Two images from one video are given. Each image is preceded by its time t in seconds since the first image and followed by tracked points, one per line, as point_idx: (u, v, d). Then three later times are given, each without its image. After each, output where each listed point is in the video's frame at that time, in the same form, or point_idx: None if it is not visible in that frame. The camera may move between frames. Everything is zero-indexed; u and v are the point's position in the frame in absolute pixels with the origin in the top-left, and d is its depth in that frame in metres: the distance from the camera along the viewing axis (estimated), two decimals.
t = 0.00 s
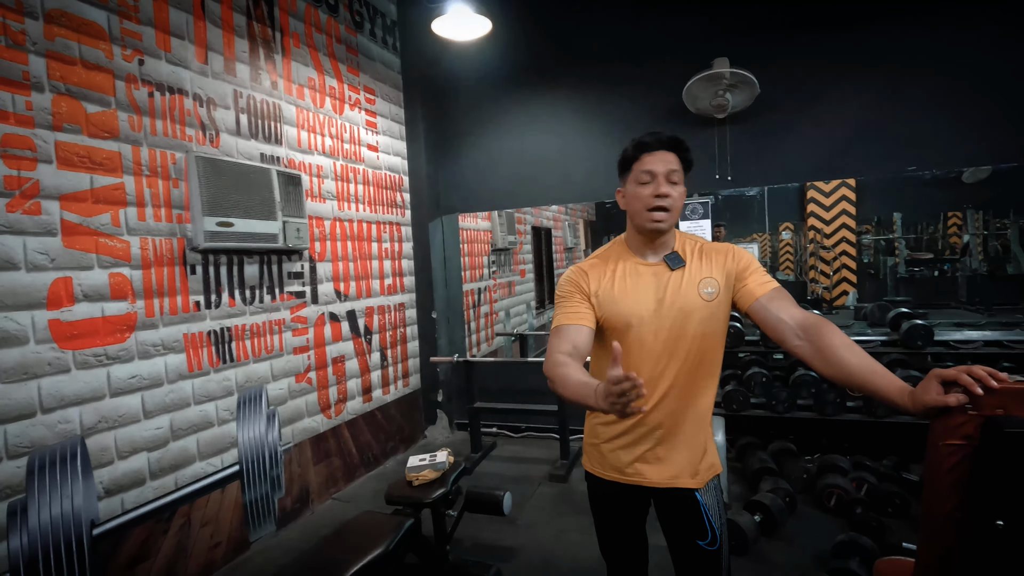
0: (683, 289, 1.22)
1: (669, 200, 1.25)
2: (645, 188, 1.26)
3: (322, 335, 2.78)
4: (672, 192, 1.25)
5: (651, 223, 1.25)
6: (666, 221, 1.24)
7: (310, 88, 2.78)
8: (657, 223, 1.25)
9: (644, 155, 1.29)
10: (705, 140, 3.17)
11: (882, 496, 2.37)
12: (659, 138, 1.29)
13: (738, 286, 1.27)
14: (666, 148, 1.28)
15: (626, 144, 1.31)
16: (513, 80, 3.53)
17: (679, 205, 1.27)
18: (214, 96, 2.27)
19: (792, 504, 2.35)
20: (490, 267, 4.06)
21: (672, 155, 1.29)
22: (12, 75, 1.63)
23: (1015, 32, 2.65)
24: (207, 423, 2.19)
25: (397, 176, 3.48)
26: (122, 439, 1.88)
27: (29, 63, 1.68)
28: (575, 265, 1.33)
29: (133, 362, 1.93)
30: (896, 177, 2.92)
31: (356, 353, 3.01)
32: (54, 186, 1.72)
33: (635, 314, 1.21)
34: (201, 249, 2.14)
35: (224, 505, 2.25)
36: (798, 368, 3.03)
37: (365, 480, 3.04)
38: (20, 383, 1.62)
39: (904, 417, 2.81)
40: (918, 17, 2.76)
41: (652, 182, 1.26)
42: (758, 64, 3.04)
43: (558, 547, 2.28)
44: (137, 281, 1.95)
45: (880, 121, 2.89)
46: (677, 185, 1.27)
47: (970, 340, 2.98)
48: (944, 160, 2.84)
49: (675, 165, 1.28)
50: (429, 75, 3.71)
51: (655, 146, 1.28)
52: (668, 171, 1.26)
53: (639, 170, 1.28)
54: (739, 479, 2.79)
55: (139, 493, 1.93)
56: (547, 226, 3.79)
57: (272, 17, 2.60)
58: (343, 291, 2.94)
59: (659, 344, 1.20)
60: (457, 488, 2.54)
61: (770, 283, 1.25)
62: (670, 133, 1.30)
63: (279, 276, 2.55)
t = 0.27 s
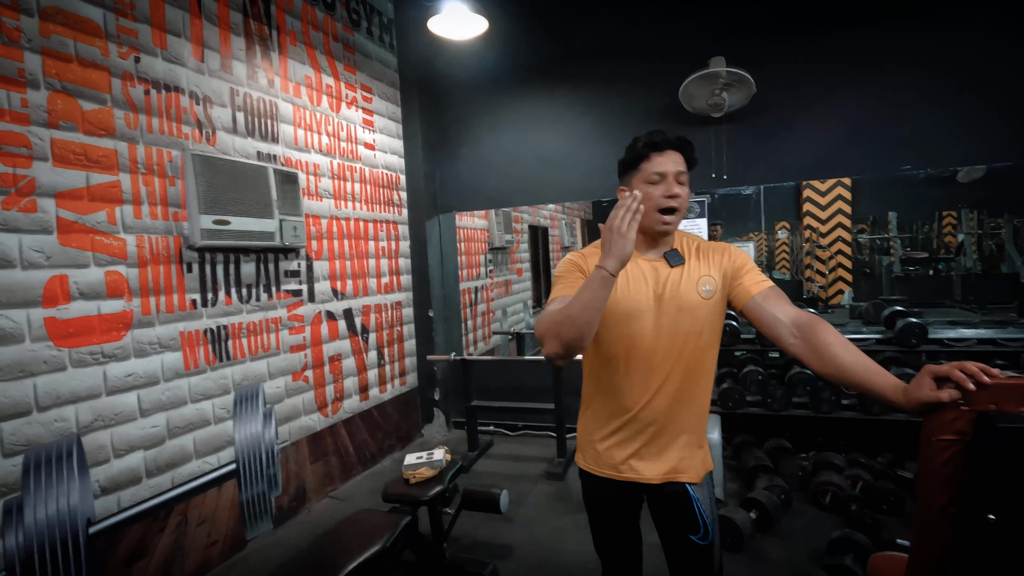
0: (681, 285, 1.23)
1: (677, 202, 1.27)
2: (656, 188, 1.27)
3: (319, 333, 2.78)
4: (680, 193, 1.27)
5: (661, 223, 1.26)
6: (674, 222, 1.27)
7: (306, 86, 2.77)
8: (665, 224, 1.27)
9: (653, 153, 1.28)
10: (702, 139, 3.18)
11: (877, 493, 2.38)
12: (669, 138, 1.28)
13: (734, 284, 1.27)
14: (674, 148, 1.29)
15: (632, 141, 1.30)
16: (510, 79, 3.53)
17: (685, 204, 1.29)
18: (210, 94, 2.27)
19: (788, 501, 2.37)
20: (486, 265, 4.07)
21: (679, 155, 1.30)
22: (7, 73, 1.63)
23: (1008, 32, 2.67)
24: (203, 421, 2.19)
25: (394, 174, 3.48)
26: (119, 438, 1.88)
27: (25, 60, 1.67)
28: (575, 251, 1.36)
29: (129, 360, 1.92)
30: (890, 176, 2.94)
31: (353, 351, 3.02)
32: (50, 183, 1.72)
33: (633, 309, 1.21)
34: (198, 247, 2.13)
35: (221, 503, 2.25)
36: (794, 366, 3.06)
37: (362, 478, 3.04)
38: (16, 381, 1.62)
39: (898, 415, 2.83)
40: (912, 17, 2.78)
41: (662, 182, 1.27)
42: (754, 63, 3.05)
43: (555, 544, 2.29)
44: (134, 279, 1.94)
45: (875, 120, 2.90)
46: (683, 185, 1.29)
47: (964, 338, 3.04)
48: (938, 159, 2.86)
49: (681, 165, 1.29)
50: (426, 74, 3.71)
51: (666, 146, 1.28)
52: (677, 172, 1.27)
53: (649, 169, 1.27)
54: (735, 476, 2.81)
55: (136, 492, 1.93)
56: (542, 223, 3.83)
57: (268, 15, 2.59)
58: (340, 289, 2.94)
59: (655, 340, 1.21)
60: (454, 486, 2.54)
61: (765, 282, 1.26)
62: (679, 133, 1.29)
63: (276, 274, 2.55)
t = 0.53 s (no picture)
0: (672, 283, 1.23)
1: (636, 194, 1.25)
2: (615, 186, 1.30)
3: (314, 333, 2.78)
4: (639, 187, 1.26)
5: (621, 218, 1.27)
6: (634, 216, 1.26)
7: (301, 85, 2.77)
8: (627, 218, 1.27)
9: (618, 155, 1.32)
10: (696, 138, 3.19)
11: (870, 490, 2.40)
12: (631, 137, 1.31)
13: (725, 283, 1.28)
14: (638, 145, 1.30)
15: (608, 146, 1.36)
16: (505, 78, 3.53)
17: (650, 199, 1.27)
18: (203, 93, 2.26)
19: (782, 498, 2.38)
20: (483, 264, 4.17)
21: (644, 151, 1.29)
22: None
23: (1000, 32, 2.68)
24: (198, 421, 2.18)
25: (389, 174, 3.47)
26: (113, 438, 1.87)
27: (16, 58, 1.66)
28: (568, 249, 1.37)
29: (123, 360, 1.92)
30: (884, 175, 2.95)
31: (348, 351, 3.01)
32: (42, 183, 1.71)
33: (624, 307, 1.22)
34: (192, 247, 2.13)
35: (216, 504, 2.24)
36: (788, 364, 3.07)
37: (358, 478, 3.04)
38: (8, 381, 1.61)
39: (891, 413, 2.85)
40: (905, 17, 2.79)
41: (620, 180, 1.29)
42: (748, 62, 3.06)
43: (550, 543, 2.29)
44: (127, 279, 1.94)
45: (868, 119, 2.92)
46: (648, 180, 1.27)
47: (957, 335, 3.03)
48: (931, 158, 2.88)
49: (647, 160, 1.28)
50: (420, 73, 3.71)
51: (631, 146, 1.30)
52: (636, 168, 1.27)
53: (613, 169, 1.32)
54: (730, 474, 2.82)
55: (130, 492, 1.92)
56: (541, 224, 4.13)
57: (262, 13, 2.58)
58: (335, 289, 2.93)
59: (647, 338, 1.21)
60: (450, 485, 2.54)
61: (757, 282, 1.27)
62: (643, 130, 1.30)
63: (271, 274, 2.54)
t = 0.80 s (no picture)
0: (662, 283, 1.24)
1: (625, 197, 1.26)
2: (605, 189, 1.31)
3: (309, 335, 2.77)
4: (628, 190, 1.27)
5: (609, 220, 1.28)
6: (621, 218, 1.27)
7: (295, 86, 2.76)
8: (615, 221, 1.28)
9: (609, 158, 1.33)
10: (691, 139, 3.20)
11: (864, 489, 2.41)
12: (623, 140, 1.31)
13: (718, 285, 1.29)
14: (629, 148, 1.30)
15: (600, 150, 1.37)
16: (500, 79, 3.53)
17: (640, 201, 1.28)
18: (198, 95, 2.25)
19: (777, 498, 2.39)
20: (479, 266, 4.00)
21: (636, 155, 1.29)
22: None
23: (991, 34, 2.71)
24: (193, 424, 2.18)
25: (384, 175, 3.47)
26: (107, 441, 1.86)
27: (9, 60, 1.65)
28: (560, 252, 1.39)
29: (117, 363, 1.91)
30: (877, 176, 2.97)
31: (344, 352, 3.01)
32: (35, 185, 1.70)
33: (613, 308, 1.24)
34: (186, 249, 2.12)
35: (211, 506, 2.24)
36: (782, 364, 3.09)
37: (354, 480, 3.03)
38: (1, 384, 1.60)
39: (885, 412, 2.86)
40: (897, 19, 2.81)
41: (610, 182, 1.30)
42: (743, 63, 3.08)
43: (546, 543, 2.29)
44: (121, 281, 1.93)
45: (862, 120, 2.94)
46: (638, 183, 1.28)
47: (949, 336, 3.02)
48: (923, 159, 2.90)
49: (638, 164, 1.28)
50: (416, 74, 3.71)
51: (621, 149, 1.30)
52: (626, 171, 1.28)
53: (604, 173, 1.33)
54: (725, 474, 2.83)
55: (125, 495, 1.92)
56: (534, 225, 3.89)
57: (257, 15, 2.58)
58: (330, 290, 2.93)
59: (637, 339, 1.22)
60: (446, 487, 2.54)
61: (749, 283, 1.27)
62: (634, 133, 1.30)
63: (266, 275, 2.53)
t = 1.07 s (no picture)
0: (661, 283, 1.24)
1: (647, 200, 1.29)
2: (624, 189, 1.29)
3: (306, 335, 2.77)
4: (649, 193, 1.29)
5: (632, 221, 1.28)
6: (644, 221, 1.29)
7: (293, 85, 2.76)
8: (636, 222, 1.29)
9: (621, 156, 1.31)
10: (689, 139, 3.20)
11: (861, 489, 2.42)
12: (634, 140, 1.32)
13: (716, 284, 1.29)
14: (642, 150, 1.32)
15: (603, 148, 1.34)
16: (498, 79, 3.53)
17: (655, 203, 1.31)
18: (195, 94, 2.25)
19: (774, 498, 2.40)
20: (477, 266, 4.22)
21: (648, 157, 1.32)
22: None
23: (988, 34, 2.71)
24: (190, 424, 2.17)
25: (382, 175, 3.46)
26: (103, 441, 1.85)
27: (4, 58, 1.64)
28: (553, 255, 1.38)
29: (113, 363, 1.90)
30: (874, 177, 2.98)
31: (341, 352, 3.00)
32: (31, 184, 1.69)
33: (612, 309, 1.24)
34: (183, 248, 2.11)
35: (207, 506, 2.23)
36: (780, 364, 3.09)
37: (352, 480, 3.03)
38: None
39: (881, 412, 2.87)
40: (894, 19, 2.82)
41: (629, 183, 1.29)
42: (740, 64, 3.08)
43: (544, 543, 2.29)
44: (118, 280, 1.92)
45: (859, 121, 2.94)
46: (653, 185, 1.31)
47: (946, 336, 3.05)
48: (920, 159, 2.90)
49: (650, 166, 1.31)
50: (413, 74, 3.70)
51: (634, 149, 1.31)
52: (644, 172, 1.29)
53: (616, 172, 1.30)
54: (723, 474, 2.83)
55: (120, 496, 1.91)
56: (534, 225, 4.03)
57: (254, 14, 2.57)
58: (328, 290, 2.92)
59: (636, 339, 1.23)
60: (443, 487, 2.54)
61: (749, 281, 1.28)
62: (643, 135, 1.33)
63: (263, 275, 2.53)
